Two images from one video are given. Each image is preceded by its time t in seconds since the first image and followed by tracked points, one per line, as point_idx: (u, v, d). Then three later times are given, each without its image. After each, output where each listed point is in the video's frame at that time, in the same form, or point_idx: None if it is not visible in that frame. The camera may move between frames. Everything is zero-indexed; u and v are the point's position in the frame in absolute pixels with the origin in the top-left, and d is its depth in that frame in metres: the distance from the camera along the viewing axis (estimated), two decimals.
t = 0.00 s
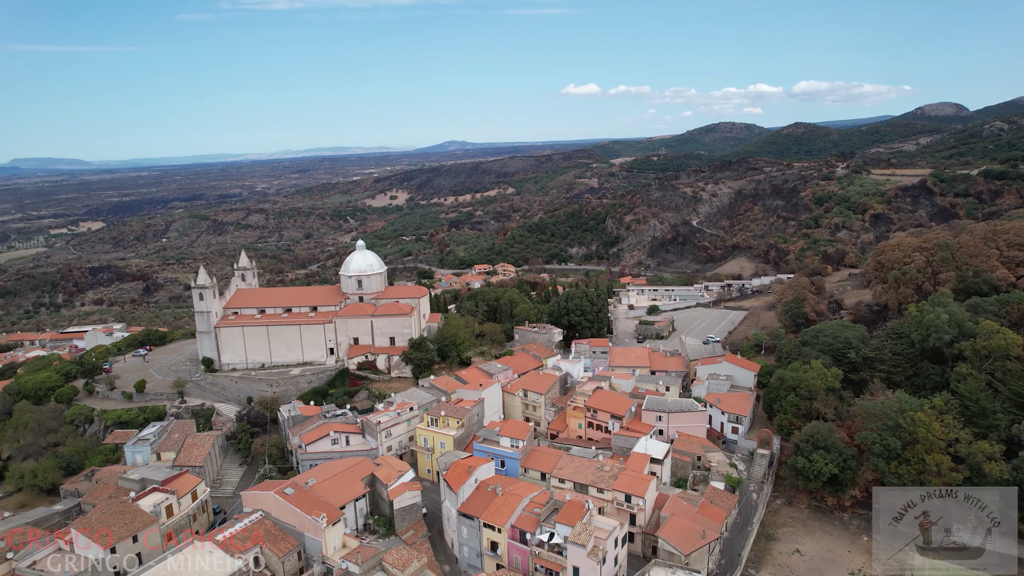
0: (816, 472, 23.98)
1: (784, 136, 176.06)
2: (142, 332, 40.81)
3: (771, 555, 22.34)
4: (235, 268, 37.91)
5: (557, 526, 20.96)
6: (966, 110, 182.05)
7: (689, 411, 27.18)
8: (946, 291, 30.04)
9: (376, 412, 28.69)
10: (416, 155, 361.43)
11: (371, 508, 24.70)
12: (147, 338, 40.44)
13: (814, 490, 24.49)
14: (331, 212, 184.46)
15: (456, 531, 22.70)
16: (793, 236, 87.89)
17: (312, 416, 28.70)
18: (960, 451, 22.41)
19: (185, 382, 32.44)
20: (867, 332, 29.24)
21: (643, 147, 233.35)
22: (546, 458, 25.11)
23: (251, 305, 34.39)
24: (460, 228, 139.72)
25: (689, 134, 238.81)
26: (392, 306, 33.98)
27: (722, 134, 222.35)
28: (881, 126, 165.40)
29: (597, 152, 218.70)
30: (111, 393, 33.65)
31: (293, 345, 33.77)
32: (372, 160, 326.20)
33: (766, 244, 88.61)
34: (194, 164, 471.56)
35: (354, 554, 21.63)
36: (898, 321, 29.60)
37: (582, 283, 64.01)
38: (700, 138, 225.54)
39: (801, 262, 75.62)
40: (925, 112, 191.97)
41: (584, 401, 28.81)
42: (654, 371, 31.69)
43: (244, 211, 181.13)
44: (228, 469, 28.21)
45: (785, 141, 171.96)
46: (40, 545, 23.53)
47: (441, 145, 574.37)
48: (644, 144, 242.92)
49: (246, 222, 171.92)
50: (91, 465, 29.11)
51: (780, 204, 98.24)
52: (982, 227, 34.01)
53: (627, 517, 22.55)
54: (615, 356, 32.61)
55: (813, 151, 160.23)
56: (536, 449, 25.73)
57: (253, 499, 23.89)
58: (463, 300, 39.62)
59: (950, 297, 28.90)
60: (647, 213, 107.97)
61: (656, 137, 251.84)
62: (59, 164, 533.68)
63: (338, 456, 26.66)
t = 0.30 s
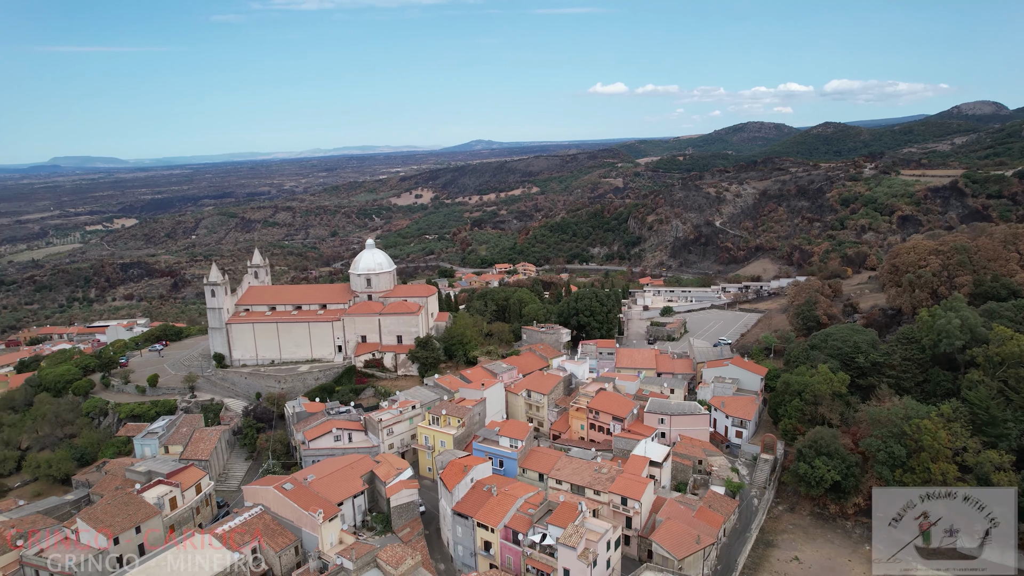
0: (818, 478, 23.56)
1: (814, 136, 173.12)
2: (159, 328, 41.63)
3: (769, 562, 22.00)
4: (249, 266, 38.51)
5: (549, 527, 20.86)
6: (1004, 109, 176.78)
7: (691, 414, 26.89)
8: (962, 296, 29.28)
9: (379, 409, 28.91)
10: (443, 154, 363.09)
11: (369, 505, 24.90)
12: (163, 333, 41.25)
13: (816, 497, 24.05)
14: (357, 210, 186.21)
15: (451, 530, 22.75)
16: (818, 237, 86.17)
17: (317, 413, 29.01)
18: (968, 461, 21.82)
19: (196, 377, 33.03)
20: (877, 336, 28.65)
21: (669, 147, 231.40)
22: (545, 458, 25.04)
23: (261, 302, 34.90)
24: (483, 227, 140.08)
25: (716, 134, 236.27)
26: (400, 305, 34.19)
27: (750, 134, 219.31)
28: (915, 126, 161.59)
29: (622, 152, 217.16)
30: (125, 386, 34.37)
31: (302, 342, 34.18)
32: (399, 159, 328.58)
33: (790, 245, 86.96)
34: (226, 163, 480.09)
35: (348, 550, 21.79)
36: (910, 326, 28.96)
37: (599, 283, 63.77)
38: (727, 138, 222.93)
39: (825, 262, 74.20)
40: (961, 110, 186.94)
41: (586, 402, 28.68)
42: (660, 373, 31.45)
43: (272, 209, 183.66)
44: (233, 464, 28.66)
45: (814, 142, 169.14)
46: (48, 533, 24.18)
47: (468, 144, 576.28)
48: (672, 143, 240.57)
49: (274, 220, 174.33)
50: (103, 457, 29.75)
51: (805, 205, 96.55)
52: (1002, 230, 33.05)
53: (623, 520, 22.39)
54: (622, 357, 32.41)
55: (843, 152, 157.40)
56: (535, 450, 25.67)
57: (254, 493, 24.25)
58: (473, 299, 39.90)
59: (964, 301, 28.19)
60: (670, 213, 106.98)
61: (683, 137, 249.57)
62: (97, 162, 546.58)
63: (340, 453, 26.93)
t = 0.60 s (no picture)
0: (821, 485, 23.17)
1: (842, 135, 170.09)
2: (175, 324, 42.41)
3: (767, 569, 21.72)
4: (262, 265, 39.09)
5: (543, 529, 20.81)
6: None
7: (695, 417, 26.63)
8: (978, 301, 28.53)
9: (383, 408, 29.10)
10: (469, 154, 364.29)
11: (368, 502, 25.12)
12: (179, 329, 42.03)
13: (819, 503, 23.66)
14: (381, 209, 187.63)
15: (448, 528, 22.85)
16: (842, 239, 84.40)
17: (322, 409, 29.35)
18: (975, 470, 21.33)
19: (207, 372, 33.59)
20: (887, 341, 28.09)
21: (695, 147, 229.18)
22: (544, 459, 24.99)
23: (272, 300, 35.40)
24: (504, 227, 140.26)
25: (743, 134, 233.45)
26: (408, 304, 34.38)
27: (777, 134, 216.16)
28: (947, 125, 157.67)
29: (647, 151, 215.51)
30: (139, 380, 35.07)
31: (311, 339, 34.57)
32: (424, 158, 330.48)
33: (813, 247, 85.30)
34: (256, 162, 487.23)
35: (344, 547, 22.01)
36: (921, 330, 28.36)
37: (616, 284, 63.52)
38: (754, 137, 220.09)
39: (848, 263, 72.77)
40: (997, 109, 181.95)
41: (590, 404, 28.53)
42: (667, 375, 31.21)
43: (298, 207, 185.90)
44: (240, 459, 29.06)
45: (842, 141, 166.28)
46: (60, 521, 25.01)
47: (494, 144, 576.48)
48: (697, 143, 238.02)
49: (299, 218, 176.36)
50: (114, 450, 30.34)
51: (829, 206, 94.88)
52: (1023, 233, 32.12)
53: (620, 522, 22.29)
54: (628, 359, 32.24)
55: (873, 152, 154.41)
56: (534, 450, 25.62)
57: (256, 488, 24.61)
58: (482, 299, 40.00)
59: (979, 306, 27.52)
60: (692, 213, 105.90)
61: (709, 137, 247.09)
62: (131, 162, 558.15)
63: (343, 449, 27.25)
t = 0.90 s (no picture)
0: (822, 491, 22.77)
1: (873, 135, 166.76)
2: (191, 321, 43.16)
3: None
4: (275, 263, 39.62)
5: (535, 529, 20.76)
6: None
7: (697, 420, 26.33)
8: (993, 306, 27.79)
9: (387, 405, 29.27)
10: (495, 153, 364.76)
11: (367, 499, 25.29)
12: (195, 325, 42.77)
13: (820, 510, 23.27)
14: (405, 208, 188.78)
15: (444, 527, 22.94)
16: (868, 240, 82.47)
17: (326, 406, 29.65)
18: (981, 480, 20.78)
19: (218, 368, 34.13)
20: (897, 345, 27.50)
21: (722, 147, 226.56)
22: (542, 459, 24.92)
23: (283, 297, 35.85)
24: (526, 226, 140.21)
25: (771, 134, 230.11)
26: (415, 303, 34.55)
27: (806, 134, 212.64)
28: (983, 125, 153.48)
29: (673, 151, 213.59)
30: (153, 375, 35.74)
31: (320, 337, 34.95)
32: (450, 158, 332.04)
33: (837, 249, 83.48)
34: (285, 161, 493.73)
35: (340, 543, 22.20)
36: (933, 335, 27.71)
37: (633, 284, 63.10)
38: (781, 137, 217.00)
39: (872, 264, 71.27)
40: None
41: (592, 406, 28.36)
42: (673, 378, 30.94)
43: (323, 206, 187.88)
44: (246, 454, 29.44)
45: (872, 141, 163.09)
46: (68, 511, 25.57)
47: (519, 143, 575.84)
48: (725, 143, 235.17)
49: (324, 217, 178.12)
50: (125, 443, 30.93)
51: (855, 207, 93.10)
52: None
53: (616, 525, 22.15)
54: (634, 360, 32.01)
55: (905, 152, 150.98)
56: (534, 451, 25.55)
57: (257, 483, 24.93)
58: (492, 299, 40.06)
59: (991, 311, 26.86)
60: (714, 213, 104.73)
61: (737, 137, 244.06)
62: (164, 160, 569.37)
63: (345, 446, 27.51)
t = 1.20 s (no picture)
0: (823, 497, 22.47)
1: (905, 135, 163.11)
2: (207, 317, 43.93)
3: None
4: (288, 260, 40.15)
5: (529, 530, 20.73)
6: None
7: (700, 423, 26.03)
8: (1009, 311, 27.09)
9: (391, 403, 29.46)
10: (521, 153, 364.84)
11: (367, 496, 25.50)
12: (211, 322, 43.53)
13: (822, 517, 22.94)
14: (429, 207, 189.73)
15: (440, 525, 23.05)
16: (894, 242, 80.45)
17: (332, 403, 29.92)
18: (988, 490, 20.30)
19: (230, 364, 34.70)
20: (908, 350, 26.96)
21: (750, 147, 223.59)
22: (542, 459, 24.89)
23: (294, 295, 36.34)
24: (548, 226, 139.98)
25: (800, 134, 226.39)
26: (424, 302, 34.70)
27: (836, 134, 208.79)
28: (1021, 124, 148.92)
29: (699, 151, 211.36)
30: (168, 370, 36.43)
31: (330, 335, 35.35)
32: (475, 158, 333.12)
33: (862, 250, 81.69)
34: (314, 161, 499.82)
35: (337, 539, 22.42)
36: (946, 340, 27.09)
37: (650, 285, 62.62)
38: (811, 137, 213.37)
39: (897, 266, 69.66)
40: None
41: (595, 407, 28.23)
42: (680, 380, 30.61)
43: (349, 204, 189.70)
44: (253, 449, 29.83)
45: (903, 141, 159.62)
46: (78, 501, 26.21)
47: (546, 143, 574.56)
48: (753, 143, 232.04)
49: (350, 215, 179.64)
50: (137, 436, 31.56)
51: (882, 208, 91.20)
52: None
53: (612, 528, 22.03)
54: (641, 362, 31.78)
55: (938, 152, 147.18)
56: (534, 451, 25.52)
57: (261, 478, 25.32)
58: (502, 298, 40.10)
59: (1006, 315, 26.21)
60: (738, 214, 103.49)
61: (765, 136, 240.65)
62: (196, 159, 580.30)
63: (349, 444, 27.73)
